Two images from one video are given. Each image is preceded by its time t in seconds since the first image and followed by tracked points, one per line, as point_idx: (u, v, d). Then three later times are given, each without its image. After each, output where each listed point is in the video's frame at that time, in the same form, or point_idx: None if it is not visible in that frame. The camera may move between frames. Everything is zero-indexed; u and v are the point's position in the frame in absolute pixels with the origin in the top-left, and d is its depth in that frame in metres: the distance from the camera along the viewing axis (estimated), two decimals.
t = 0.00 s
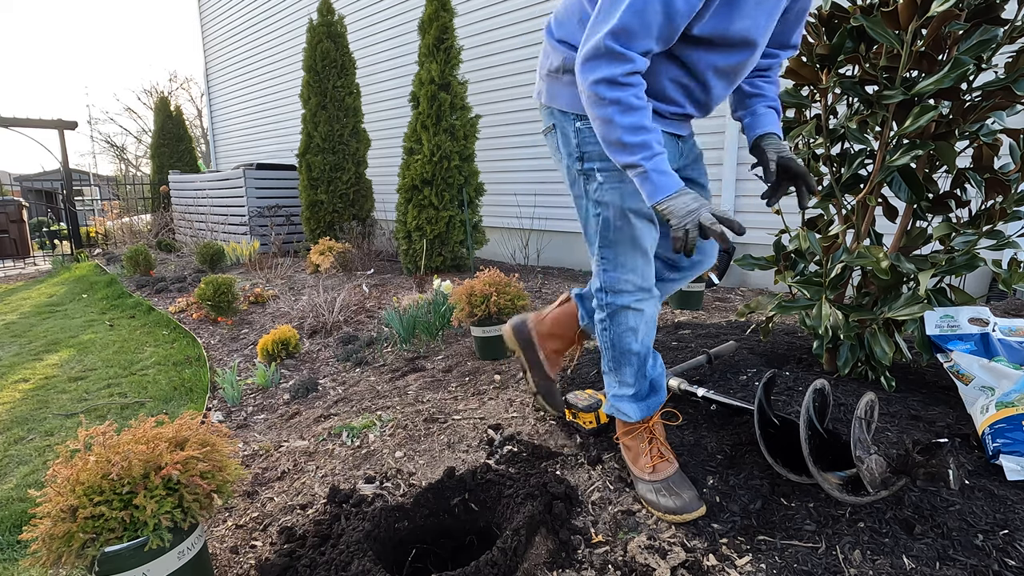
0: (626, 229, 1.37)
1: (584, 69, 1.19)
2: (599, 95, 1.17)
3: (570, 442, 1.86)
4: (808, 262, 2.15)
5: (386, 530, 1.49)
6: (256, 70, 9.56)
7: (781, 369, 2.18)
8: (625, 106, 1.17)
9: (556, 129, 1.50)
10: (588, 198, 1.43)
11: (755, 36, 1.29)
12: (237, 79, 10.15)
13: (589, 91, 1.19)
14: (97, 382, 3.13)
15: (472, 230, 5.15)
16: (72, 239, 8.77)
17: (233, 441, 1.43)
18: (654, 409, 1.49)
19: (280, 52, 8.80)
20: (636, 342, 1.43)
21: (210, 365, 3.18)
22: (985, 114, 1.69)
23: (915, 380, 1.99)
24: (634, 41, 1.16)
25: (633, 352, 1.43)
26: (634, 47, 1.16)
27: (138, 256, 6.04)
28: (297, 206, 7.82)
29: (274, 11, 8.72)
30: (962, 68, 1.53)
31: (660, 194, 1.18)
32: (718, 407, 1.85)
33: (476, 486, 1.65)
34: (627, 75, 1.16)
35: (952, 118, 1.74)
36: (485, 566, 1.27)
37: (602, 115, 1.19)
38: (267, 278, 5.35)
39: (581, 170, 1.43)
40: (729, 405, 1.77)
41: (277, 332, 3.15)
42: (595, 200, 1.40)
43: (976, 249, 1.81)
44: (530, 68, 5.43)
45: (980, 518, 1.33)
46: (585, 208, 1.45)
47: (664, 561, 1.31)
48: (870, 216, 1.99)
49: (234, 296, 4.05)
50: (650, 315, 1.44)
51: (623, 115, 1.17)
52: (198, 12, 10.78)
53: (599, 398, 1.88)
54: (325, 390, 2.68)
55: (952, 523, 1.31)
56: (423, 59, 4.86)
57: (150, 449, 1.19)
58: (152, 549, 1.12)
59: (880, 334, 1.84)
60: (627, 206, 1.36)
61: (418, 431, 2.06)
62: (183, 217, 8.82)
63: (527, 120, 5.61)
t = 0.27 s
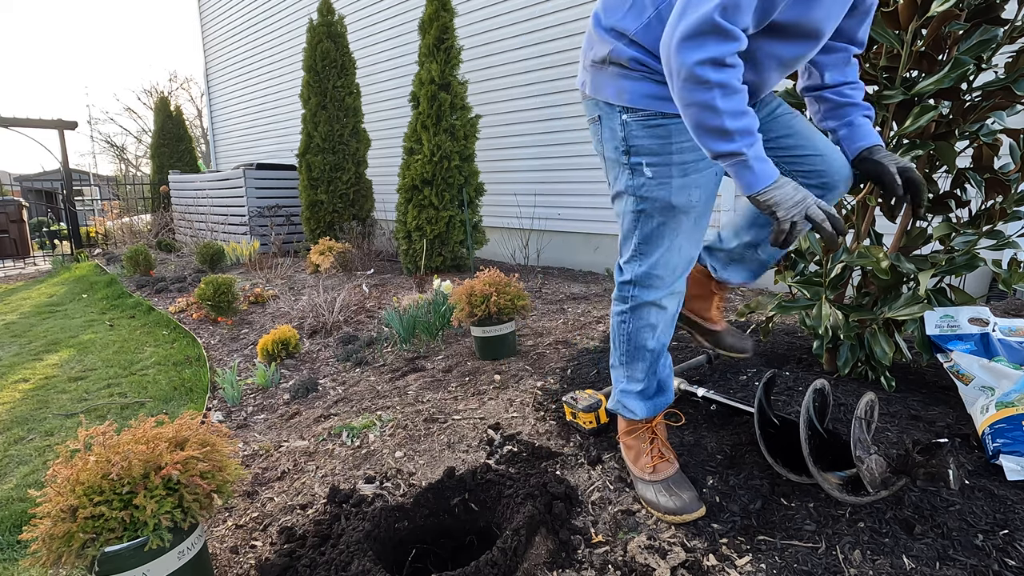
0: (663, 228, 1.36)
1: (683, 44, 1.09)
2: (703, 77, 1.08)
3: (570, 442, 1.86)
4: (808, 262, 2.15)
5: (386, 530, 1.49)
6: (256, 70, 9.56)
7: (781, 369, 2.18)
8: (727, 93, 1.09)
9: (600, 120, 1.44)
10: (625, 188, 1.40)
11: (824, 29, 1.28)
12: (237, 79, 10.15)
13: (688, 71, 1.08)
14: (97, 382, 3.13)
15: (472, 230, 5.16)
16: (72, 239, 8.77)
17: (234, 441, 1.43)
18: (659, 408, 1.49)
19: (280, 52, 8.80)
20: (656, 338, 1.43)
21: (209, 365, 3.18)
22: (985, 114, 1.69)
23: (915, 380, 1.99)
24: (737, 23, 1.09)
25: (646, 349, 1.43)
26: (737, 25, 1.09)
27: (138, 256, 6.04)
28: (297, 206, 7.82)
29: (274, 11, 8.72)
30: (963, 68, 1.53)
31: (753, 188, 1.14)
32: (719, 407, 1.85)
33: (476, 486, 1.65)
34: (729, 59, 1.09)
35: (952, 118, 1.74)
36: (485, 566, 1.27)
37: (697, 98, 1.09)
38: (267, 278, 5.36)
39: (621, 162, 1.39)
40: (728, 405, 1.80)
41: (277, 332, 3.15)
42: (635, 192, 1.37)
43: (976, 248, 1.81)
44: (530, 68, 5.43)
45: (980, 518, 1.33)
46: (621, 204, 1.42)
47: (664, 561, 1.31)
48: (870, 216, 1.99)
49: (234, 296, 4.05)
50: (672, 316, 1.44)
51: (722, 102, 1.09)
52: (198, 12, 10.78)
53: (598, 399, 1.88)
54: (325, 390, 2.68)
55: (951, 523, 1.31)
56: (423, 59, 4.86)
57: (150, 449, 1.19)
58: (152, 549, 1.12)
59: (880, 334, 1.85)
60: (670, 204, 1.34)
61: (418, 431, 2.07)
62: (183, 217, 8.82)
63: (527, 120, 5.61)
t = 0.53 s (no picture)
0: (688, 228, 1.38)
1: (758, 46, 1.06)
2: (769, 84, 1.06)
3: (570, 442, 1.86)
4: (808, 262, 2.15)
5: (386, 530, 1.49)
6: (256, 70, 9.56)
7: (781, 369, 2.18)
8: (787, 106, 1.07)
9: (659, 114, 1.45)
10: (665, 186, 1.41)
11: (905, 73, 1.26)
12: (237, 79, 10.15)
13: (757, 74, 1.07)
14: (98, 382, 3.13)
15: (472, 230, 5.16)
16: (72, 238, 8.77)
17: (234, 441, 1.43)
18: (670, 401, 1.48)
19: (280, 52, 8.80)
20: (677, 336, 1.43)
21: (210, 365, 3.18)
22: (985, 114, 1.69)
23: (915, 379, 1.99)
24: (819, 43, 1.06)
25: (660, 338, 1.43)
26: (818, 41, 1.06)
27: (138, 256, 6.04)
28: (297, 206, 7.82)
29: (274, 11, 8.72)
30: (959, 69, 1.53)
31: (772, 207, 1.12)
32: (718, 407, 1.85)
33: (476, 486, 1.65)
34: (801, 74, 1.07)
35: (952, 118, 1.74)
36: (485, 566, 1.27)
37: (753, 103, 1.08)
38: (267, 278, 5.36)
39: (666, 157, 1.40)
40: (728, 405, 1.83)
41: (277, 332, 3.15)
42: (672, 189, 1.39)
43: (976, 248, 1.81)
44: (530, 68, 5.43)
45: (981, 518, 1.33)
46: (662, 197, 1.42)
47: (664, 561, 1.31)
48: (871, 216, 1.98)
49: (234, 296, 4.05)
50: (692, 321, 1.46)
51: (779, 114, 1.07)
52: (198, 12, 10.78)
53: (598, 397, 1.88)
54: (325, 390, 2.68)
55: (951, 523, 1.31)
56: (423, 59, 4.86)
57: (150, 449, 1.19)
58: (152, 549, 1.12)
59: (880, 335, 1.84)
60: (706, 210, 1.35)
61: (418, 431, 2.07)
62: (183, 217, 8.82)
63: (527, 120, 5.61)
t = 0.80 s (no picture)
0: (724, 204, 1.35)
1: (794, 47, 1.04)
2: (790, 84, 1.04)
3: (570, 442, 1.86)
4: (808, 262, 2.16)
5: (386, 530, 1.49)
6: (256, 70, 9.56)
7: (781, 369, 2.18)
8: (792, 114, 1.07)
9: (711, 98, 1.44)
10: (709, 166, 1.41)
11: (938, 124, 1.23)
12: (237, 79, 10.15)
13: (784, 66, 1.05)
14: (98, 382, 3.13)
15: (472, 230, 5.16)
16: (72, 239, 8.77)
17: (234, 441, 1.43)
18: (691, 378, 1.46)
19: (280, 52, 8.80)
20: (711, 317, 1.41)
21: (210, 365, 3.18)
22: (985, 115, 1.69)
23: (915, 380, 1.99)
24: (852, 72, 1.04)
25: (692, 312, 1.40)
26: (852, 66, 1.03)
27: (138, 256, 6.04)
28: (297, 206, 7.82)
29: (274, 11, 8.73)
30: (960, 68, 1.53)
31: (720, 179, 1.14)
32: (718, 407, 1.86)
33: (476, 486, 1.65)
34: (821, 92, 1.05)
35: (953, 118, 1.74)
36: (485, 566, 1.27)
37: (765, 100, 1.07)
38: (267, 278, 5.36)
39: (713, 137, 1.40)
40: (729, 405, 1.83)
41: (277, 332, 3.15)
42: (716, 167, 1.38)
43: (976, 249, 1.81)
44: (530, 68, 5.43)
45: (980, 518, 1.33)
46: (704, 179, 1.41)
47: (664, 561, 1.31)
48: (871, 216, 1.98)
49: (234, 296, 4.05)
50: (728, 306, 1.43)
51: (782, 120, 1.08)
52: (198, 12, 10.78)
53: (598, 397, 1.88)
54: (325, 390, 2.68)
55: (951, 523, 1.31)
56: (423, 59, 4.86)
57: (150, 449, 1.19)
58: (152, 549, 1.12)
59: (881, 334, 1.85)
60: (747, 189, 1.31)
61: (418, 431, 2.07)
62: (183, 217, 8.81)
63: (527, 120, 5.61)
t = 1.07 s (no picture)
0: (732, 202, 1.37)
1: (812, 62, 1.04)
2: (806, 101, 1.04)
3: (570, 442, 1.86)
4: (808, 262, 2.16)
5: (386, 530, 1.49)
6: (256, 70, 9.56)
7: (781, 369, 2.18)
8: (809, 126, 1.07)
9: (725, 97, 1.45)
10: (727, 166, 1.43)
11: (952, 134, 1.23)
12: (237, 79, 10.15)
13: (801, 81, 1.05)
14: (98, 382, 3.13)
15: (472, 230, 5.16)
16: (72, 239, 8.77)
17: (234, 441, 1.43)
18: (694, 373, 1.48)
19: (280, 52, 8.80)
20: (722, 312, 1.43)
21: (210, 365, 3.18)
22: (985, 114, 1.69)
23: (915, 380, 1.99)
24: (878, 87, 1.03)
25: (694, 310, 1.43)
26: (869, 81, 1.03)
27: (138, 256, 6.04)
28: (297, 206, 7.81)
29: (274, 10, 8.72)
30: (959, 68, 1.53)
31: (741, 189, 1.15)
32: (718, 407, 1.85)
33: (476, 486, 1.65)
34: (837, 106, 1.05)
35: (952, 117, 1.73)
36: (485, 566, 1.27)
37: (780, 114, 1.08)
38: (267, 278, 5.36)
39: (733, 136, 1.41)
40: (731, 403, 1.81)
41: (277, 332, 3.15)
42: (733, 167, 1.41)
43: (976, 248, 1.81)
44: (530, 68, 5.43)
45: (980, 518, 1.33)
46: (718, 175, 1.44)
47: (664, 561, 1.31)
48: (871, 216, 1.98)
49: (234, 296, 4.05)
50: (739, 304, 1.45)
51: (799, 132, 1.08)
52: (197, 11, 10.78)
53: (599, 397, 1.88)
54: (325, 390, 2.68)
55: (951, 523, 1.31)
56: (423, 59, 4.86)
57: (150, 449, 1.19)
58: (152, 549, 1.12)
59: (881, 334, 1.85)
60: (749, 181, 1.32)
61: (418, 431, 2.07)
62: (183, 217, 8.81)
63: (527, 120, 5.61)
